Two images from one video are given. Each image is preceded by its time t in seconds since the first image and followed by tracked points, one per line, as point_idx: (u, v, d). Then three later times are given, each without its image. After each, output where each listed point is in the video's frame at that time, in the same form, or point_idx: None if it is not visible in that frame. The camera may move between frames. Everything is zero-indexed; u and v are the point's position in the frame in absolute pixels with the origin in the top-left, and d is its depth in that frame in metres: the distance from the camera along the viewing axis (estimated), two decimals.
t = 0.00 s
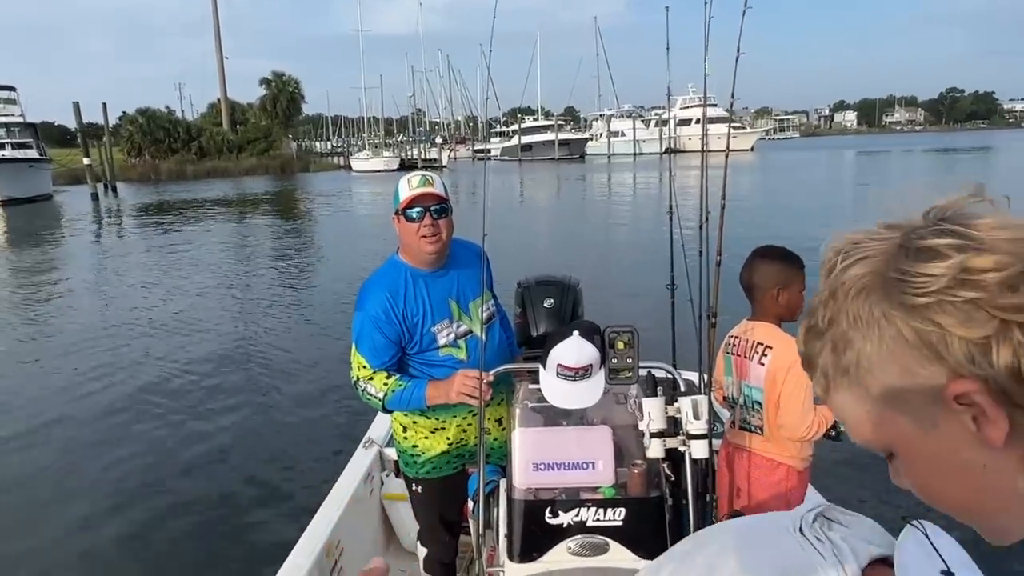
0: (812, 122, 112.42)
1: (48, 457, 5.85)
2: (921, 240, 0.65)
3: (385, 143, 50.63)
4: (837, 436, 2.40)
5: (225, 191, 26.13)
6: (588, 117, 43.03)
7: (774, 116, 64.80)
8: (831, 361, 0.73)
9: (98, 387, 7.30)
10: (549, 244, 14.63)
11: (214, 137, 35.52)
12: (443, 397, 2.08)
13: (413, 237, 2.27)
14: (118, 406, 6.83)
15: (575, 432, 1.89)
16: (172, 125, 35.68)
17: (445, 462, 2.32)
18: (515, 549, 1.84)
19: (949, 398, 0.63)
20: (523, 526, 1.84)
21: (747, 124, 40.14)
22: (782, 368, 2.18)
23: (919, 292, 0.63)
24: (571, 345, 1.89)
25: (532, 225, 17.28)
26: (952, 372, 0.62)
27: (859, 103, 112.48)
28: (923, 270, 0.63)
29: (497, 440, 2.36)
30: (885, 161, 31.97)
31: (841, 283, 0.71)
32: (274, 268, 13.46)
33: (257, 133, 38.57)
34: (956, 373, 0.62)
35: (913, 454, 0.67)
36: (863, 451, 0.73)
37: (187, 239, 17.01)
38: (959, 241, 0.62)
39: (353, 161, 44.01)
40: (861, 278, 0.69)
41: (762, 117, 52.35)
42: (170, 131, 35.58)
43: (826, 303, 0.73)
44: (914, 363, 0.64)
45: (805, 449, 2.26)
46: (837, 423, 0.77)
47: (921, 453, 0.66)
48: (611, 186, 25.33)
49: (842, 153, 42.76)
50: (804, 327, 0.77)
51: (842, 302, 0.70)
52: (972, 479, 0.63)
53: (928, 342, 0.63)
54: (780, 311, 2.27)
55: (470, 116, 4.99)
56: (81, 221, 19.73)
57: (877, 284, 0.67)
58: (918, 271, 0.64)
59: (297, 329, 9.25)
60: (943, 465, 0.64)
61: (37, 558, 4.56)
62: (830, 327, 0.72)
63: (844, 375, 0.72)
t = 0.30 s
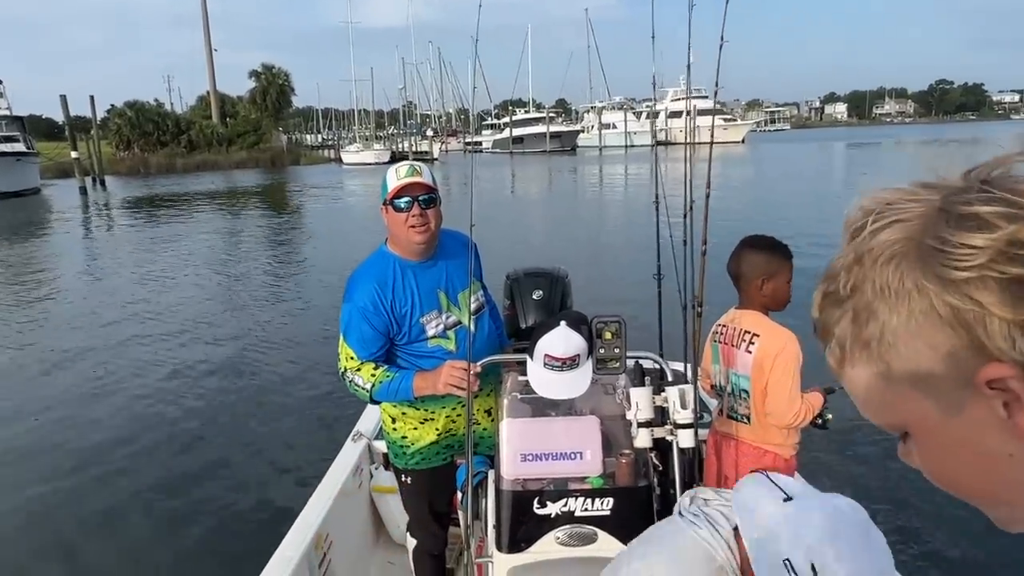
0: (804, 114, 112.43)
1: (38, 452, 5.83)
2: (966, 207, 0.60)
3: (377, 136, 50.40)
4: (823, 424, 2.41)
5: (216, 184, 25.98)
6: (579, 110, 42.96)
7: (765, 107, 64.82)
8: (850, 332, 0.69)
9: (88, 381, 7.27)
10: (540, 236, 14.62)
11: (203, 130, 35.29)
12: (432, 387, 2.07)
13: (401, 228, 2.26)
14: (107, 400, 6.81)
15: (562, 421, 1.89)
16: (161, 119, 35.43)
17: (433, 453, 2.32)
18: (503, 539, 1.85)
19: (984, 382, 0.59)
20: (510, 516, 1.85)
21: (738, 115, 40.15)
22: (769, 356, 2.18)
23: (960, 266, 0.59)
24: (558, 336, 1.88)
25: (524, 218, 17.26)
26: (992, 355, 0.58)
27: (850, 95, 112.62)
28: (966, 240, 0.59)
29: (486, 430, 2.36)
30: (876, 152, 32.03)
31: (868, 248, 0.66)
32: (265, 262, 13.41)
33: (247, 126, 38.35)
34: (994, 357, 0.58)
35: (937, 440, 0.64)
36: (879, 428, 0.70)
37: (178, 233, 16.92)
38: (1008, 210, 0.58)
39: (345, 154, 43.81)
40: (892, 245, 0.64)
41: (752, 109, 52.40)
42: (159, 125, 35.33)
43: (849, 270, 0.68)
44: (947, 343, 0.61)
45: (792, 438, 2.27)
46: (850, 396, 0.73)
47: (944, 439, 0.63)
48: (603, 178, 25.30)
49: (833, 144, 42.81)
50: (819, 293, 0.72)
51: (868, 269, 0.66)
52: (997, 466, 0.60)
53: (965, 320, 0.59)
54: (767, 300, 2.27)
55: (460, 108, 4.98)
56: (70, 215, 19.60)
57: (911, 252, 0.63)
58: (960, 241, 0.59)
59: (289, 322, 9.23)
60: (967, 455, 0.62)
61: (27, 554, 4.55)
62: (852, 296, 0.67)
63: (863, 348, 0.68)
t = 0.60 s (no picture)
0: (788, 103, 112.67)
1: (18, 445, 5.77)
2: (970, 167, 0.56)
3: (361, 126, 50.00)
4: (804, 407, 2.42)
5: (198, 175, 25.70)
6: (564, 99, 42.82)
7: (749, 96, 64.91)
8: (849, 308, 0.64)
9: (69, 374, 7.20)
10: (526, 226, 14.60)
11: (185, 120, 34.83)
12: (411, 375, 2.07)
13: (382, 215, 2.25)
14: (90, 393, 6.74)
15: (543, 407, 1.89)
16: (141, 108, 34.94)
17: (417, 443, 2.31)
18: (486, 526, 1.86)
19: (995, 354, 0.55)
20: (493, 502, 1.86)
21: (723, 105, 40.18)
22: (749, 338, 2.20)
23: (967, 230, 0.55)
24: (537, 322, 1.88)
25: (509, 208, 17.23)
26: (1002, 325, 0.54)
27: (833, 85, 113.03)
28: (973, 203, 0.55)
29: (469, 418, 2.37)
30: (860, 142, 32.18)
31: (866, 218, 0.62)
32: (248, 253, 13.31)
33: (229, 116, 37.91)
34: (1007, 327, 0.54)
35: (943, 417, 0.60)
36: (880, 408, 0.66)
37: (159, 224, 16.75)
38: (1016, 170, 0.54)
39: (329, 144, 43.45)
40: (892, 213, 0.60)
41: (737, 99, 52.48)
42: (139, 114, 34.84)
43: (845, 241, 0.64)
44: (952, 312, 0.57)
45: (774, 420, 2.29)
46: (849, 376, 0.68)
47: (951, 414, 0.59)
48: (588, 168, 25.25)
49: (817, 134, 42.91)
50: (814, 267, 0.68)
51: (867, 239, 0.62)
52: (1005, 444, 0.57)
53: (974, 289, 0.55)
54: (746, 283, 2.28)
55: (445, 97, 4.94)
56: (50, 206, 19.34)
57: (911, 221, 0.59)
58: (967, 204, 0.55)
59: (273, 313, 9.17)
60: (977, 433, 0.58)
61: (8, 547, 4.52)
62: (850, 270, 0.63)
63: (863, 325, 0.64)
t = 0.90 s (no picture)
0: (764, 92, 113.17)
1: None
2: None
3: (337, 115, 49.48)
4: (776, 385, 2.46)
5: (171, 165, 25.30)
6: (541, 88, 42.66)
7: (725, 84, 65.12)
8: (906, 239, 0.51)
9: (42, 368, 7.08)
10: (503, 215, 14.60)
11: (157, 109, 34.21)
12: (387, 364, 2.06)
13: (358, 203, 2.23)
14: (63, 386, 6.65)
15: (519, 391, 1.90)
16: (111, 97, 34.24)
17: (396, 432, 2.31)
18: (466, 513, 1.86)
19: None
20: (473, 490, 1.87)
21: (699, 93, 40.38)
22: (722, 318, 2.21)
23: None
24: (512, 307, 1.88)
25: (487, 197, 17.19)
26: None
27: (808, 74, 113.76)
28: None
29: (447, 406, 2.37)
30: (834, 130, 32.47)
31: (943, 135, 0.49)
32: (223, 244, 13.17)
33: (201, 105, 37.30)
34: None
35: (1003, 369, 0.49)
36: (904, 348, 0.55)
37: (131, 215, 16.50)
38: None
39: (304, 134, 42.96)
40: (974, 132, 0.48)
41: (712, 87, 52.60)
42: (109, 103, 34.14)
43: (909, 159, 0.50)
44: None
45: (748, 399, 2.31)
46: (875, 314, 0.56)
47: (1016, 365, 0.48)
48: (566, 157, 25.24)
49: (792, 122, 43.17)
50: (858, 190, 0.54)
51: (944, 158, 0.49)
52: None
53: None
54: (720, 265, 2.30)
55: (420, 87, 4.91)
56: (18, 198, 18.94)
57: (998, 138, 0.47)
58: None
59: (249, 304, 9.10)
60: None
61: None
62: (917, 191, 0.50)
63: (921, 257, 0.51)
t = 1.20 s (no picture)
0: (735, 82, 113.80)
1: None
2: None
3: (308, 106, 48.77)
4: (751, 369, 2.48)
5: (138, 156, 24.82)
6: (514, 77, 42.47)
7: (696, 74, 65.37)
8: (936, 153, 0.52)
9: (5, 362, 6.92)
10: (477, 206, 14.54)
11: (121, 98, 33.45)
12: (366, 352, 2.05)
13: (331, 188, 2.19)
14: (28, 381, 6.50)
15: (500, 378, 1.90)
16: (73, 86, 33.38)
17: (375, 422, 2.29)
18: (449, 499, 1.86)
19: None
20: (456, 476, 1.86)
21: (671, 83, 40.51)
22: (696, 305, 2.23)
23: None
24: (493, 294, 1.88)
25: (460, 188, 17.10)
26: None
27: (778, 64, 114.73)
28: None
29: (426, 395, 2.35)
30: (804, 121, 32.81)
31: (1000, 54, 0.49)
32: (193, 236, 12.98)
33: (168, 94, 36.52)
34: None
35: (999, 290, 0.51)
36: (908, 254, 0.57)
37: (97, 207, 16.18)
38: None
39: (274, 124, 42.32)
40: None
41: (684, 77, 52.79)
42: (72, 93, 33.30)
43: (969, 74, 0.50)
44: None
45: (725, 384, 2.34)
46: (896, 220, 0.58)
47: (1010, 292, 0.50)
48: (539, 148, 25.16)
49: (763, 113, 43.50)
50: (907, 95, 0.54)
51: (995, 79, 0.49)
52: None
53: None
54: (694, 252, 2.31)
55: (393, 76, 4.85)
56: None
57: None
58: None
59: (220, 297, 8.97)
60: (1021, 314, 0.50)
61: None
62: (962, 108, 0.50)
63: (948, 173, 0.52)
